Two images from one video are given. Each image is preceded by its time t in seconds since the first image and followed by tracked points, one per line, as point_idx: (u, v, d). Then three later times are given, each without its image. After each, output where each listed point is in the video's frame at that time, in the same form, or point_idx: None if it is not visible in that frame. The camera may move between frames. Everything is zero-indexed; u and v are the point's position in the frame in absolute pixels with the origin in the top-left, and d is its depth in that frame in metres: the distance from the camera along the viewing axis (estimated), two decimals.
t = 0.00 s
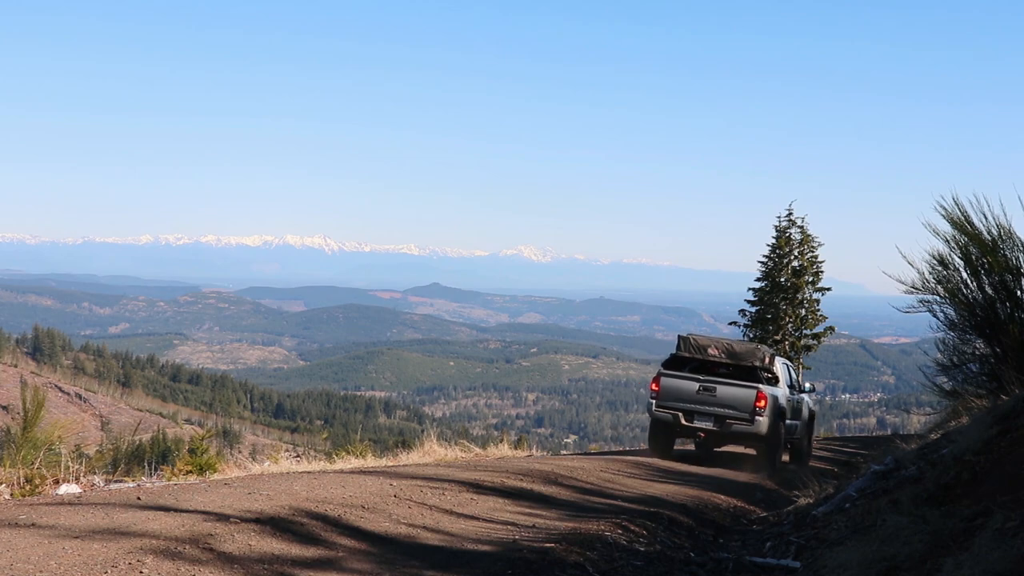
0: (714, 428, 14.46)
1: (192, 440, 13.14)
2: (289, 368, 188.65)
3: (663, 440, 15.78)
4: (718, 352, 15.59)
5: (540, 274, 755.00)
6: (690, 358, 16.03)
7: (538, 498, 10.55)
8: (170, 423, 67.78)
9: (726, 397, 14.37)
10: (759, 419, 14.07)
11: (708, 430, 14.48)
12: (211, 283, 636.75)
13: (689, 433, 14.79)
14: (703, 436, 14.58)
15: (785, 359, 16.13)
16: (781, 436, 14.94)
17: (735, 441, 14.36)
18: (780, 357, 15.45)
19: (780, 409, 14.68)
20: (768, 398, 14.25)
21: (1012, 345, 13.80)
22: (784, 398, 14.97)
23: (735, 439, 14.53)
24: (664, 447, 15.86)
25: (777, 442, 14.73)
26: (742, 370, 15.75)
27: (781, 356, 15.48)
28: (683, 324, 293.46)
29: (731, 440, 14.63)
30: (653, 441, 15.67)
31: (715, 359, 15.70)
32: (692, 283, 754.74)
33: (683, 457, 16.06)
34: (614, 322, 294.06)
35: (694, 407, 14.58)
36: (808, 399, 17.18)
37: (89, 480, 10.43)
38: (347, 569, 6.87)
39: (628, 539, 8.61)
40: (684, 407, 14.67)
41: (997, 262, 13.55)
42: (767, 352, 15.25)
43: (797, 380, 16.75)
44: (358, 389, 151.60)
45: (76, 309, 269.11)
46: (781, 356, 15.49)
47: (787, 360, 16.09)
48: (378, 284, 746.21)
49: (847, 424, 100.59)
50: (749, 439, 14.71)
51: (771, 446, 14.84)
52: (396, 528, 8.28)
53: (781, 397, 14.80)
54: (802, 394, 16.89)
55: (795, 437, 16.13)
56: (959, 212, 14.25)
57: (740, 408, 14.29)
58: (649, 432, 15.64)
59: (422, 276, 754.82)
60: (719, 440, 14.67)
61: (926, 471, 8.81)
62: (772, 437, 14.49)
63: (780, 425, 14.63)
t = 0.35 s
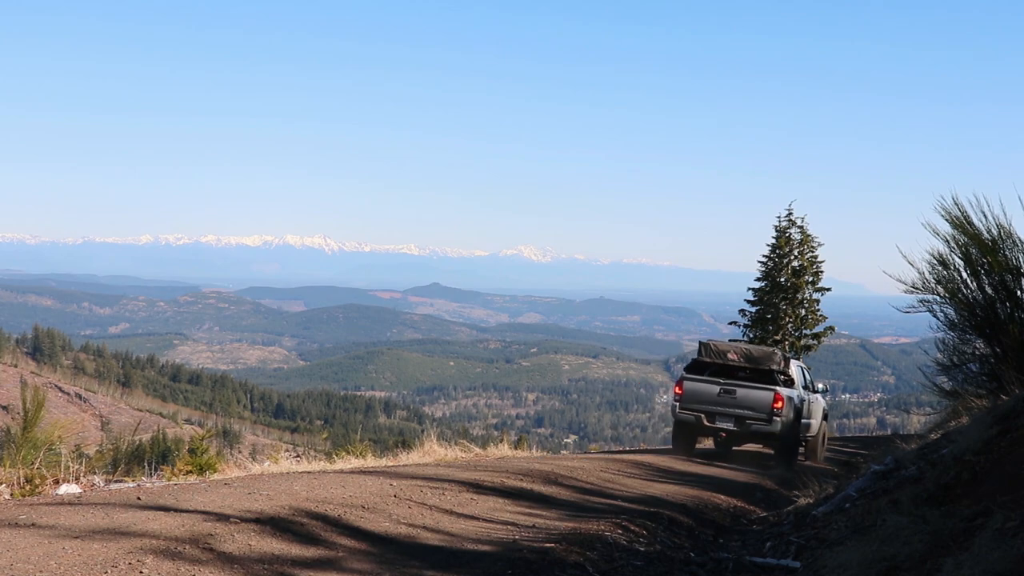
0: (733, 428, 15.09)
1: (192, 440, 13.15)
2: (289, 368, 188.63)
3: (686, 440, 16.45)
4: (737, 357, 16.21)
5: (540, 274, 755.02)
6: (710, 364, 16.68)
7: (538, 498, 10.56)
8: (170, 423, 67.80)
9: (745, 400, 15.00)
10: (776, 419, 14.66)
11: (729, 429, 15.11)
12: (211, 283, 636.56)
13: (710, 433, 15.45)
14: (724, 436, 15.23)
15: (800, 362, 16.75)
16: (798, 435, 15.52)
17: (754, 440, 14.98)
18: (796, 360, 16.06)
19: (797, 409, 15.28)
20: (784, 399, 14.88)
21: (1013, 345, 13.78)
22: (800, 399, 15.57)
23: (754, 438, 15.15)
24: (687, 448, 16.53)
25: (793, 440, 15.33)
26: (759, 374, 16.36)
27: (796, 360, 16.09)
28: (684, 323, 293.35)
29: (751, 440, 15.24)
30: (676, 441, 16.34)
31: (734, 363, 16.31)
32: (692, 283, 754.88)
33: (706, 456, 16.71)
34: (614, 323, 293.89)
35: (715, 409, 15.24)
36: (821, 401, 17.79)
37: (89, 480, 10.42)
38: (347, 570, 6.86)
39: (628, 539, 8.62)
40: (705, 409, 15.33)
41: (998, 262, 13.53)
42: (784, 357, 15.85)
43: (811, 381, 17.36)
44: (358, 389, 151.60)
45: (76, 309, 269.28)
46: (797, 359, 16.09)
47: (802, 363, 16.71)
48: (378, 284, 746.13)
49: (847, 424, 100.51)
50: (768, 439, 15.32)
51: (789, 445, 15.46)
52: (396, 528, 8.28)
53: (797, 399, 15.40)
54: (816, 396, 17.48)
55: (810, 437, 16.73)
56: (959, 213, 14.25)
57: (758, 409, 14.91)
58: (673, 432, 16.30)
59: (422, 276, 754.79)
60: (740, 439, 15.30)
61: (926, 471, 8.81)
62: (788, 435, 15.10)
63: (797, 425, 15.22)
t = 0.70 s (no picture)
0: (753, 428, 15.76)
1: (192, 440, 13.15)
2: (289, 368, 188.71)
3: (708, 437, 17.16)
4: (756, 361, 16.83)
5: (540, 275, 755.13)
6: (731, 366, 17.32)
7: (538, 498, 10.56)
8: (170, 424, 67.90)
9: (764, 401, 15.69)
10: (794, 420, 15.32)
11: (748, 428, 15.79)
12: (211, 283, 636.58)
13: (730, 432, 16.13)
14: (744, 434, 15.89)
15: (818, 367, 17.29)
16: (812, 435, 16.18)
17: (773, 438, 15.63)
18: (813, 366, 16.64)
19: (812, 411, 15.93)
20: (802, 401, 15.52)
21: (1013, 345, 13.78)
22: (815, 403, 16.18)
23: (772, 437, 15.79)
24: (708, 445, 17.24)
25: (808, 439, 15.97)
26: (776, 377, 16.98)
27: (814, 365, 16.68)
28: (684, 323, 293.20)
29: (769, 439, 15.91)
30: (697, 438, 17.05)
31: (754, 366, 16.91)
32: (692, 283, 754.92)
33: (726, 453, 17.41)
34: (615, 323, 293.58)
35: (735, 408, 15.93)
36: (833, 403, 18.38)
37: (89, 480, 10.41)
38: (347, 569, 6.87)
39: (628, 539, 8.61)
40: (726, 408, 16.03)
41: (997, 262, 13.53)
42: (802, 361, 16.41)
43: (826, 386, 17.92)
44: (358, 389, 151.63)
45: (76, 309, 269.40)
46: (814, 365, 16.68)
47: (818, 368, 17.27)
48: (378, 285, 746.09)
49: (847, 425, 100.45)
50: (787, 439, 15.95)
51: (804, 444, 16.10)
52: (396, 528, 8.28)
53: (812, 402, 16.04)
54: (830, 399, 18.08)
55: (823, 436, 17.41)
56: (959, 213, 14.25)
57: (778, 410, 15.57)
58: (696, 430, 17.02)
59: (422, 276, 754.80)
60: (759, 439, 15.97)
61: (925, 471, 8.81)
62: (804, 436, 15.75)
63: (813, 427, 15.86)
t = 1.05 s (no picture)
0: (769, 427, 16.13)
1: (192, 440, 13.16)
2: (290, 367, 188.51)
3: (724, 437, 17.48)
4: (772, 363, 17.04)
5: (540, 274, 754.74)
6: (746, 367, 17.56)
7: (538, 498, 10.55)
8: (170, 424, 67.74)
9: (781, 401, 16.06)
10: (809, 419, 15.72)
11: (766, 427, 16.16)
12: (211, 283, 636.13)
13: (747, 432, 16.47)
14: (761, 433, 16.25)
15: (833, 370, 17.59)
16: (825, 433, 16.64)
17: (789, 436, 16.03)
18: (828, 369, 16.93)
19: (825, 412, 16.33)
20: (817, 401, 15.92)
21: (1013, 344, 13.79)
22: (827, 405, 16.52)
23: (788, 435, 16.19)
24: (730, 443, 17.62)
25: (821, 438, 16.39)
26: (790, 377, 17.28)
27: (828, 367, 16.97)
28: (684, 322, 292.63)
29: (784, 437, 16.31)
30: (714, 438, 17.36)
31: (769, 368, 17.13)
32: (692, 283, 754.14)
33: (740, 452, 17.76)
34: (615, 323, 293.25)
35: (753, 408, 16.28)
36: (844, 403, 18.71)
37: (89, 479, 10.37)
38: (347, 570, 6.87)
39: (628, 539, 8.60)
40: (744, 408, 16.36)
41: (997, 262, 13.58)
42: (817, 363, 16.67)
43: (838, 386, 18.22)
44: (358, 388, 151.35)
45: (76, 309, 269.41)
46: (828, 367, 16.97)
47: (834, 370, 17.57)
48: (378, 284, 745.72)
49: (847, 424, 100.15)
50: (802, 438, 16.39)
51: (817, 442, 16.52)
52: (396, 528, 8.28)
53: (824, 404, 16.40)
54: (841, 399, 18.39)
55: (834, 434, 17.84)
56: (959, 213, 14.31)
57: (794, 409, 15.96)
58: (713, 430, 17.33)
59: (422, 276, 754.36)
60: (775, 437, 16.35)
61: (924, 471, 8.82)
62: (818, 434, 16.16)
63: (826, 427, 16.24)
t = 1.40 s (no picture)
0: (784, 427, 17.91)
1: (191, 440, 13.15)
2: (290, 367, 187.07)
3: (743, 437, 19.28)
4: (788, 367, 19.01)
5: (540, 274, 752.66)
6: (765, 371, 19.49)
7: (538, 498, 10.56)
8: (168, 424, 67.01)
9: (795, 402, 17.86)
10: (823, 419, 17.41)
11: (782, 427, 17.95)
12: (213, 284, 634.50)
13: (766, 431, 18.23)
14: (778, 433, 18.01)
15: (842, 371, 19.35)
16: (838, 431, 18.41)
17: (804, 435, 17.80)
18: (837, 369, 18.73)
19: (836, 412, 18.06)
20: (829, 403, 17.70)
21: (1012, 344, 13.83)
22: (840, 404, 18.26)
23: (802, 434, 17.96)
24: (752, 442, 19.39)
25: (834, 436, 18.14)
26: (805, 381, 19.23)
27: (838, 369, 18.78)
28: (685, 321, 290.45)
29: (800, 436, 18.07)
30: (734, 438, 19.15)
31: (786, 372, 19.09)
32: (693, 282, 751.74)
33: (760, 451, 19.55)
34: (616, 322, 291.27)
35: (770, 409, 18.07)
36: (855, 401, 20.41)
37: (88, 480, 10.31)
38: (346, 569, 6.87)
39: (627, 539, 8.60)
40: (762, 409, 18.14)
41: (997, 261, 13.63)
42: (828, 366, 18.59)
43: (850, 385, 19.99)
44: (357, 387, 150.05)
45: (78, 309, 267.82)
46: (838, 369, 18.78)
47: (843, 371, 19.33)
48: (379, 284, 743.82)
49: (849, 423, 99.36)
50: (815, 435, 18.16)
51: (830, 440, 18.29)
52: (396, 527, 8.28)
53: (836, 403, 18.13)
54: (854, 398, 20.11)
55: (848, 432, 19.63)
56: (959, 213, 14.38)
57: (808, 410, 17.73)
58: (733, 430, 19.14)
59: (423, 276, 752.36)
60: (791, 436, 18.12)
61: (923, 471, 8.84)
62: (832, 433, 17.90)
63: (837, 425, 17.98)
